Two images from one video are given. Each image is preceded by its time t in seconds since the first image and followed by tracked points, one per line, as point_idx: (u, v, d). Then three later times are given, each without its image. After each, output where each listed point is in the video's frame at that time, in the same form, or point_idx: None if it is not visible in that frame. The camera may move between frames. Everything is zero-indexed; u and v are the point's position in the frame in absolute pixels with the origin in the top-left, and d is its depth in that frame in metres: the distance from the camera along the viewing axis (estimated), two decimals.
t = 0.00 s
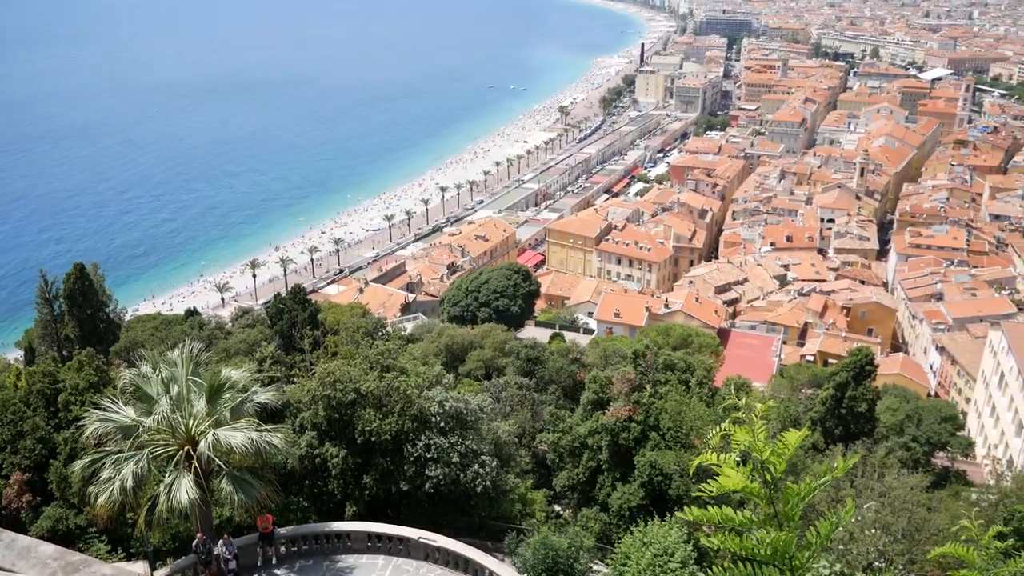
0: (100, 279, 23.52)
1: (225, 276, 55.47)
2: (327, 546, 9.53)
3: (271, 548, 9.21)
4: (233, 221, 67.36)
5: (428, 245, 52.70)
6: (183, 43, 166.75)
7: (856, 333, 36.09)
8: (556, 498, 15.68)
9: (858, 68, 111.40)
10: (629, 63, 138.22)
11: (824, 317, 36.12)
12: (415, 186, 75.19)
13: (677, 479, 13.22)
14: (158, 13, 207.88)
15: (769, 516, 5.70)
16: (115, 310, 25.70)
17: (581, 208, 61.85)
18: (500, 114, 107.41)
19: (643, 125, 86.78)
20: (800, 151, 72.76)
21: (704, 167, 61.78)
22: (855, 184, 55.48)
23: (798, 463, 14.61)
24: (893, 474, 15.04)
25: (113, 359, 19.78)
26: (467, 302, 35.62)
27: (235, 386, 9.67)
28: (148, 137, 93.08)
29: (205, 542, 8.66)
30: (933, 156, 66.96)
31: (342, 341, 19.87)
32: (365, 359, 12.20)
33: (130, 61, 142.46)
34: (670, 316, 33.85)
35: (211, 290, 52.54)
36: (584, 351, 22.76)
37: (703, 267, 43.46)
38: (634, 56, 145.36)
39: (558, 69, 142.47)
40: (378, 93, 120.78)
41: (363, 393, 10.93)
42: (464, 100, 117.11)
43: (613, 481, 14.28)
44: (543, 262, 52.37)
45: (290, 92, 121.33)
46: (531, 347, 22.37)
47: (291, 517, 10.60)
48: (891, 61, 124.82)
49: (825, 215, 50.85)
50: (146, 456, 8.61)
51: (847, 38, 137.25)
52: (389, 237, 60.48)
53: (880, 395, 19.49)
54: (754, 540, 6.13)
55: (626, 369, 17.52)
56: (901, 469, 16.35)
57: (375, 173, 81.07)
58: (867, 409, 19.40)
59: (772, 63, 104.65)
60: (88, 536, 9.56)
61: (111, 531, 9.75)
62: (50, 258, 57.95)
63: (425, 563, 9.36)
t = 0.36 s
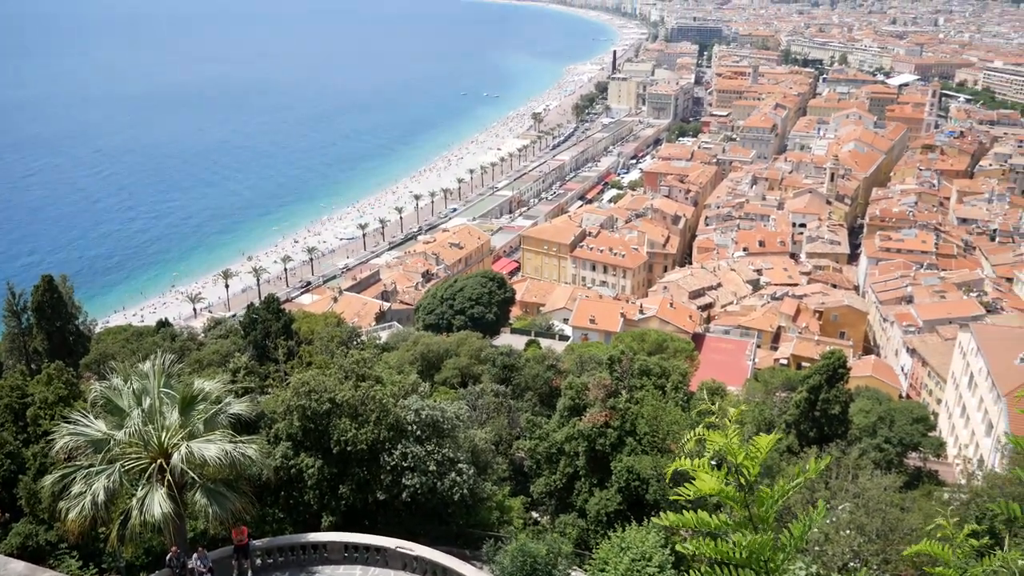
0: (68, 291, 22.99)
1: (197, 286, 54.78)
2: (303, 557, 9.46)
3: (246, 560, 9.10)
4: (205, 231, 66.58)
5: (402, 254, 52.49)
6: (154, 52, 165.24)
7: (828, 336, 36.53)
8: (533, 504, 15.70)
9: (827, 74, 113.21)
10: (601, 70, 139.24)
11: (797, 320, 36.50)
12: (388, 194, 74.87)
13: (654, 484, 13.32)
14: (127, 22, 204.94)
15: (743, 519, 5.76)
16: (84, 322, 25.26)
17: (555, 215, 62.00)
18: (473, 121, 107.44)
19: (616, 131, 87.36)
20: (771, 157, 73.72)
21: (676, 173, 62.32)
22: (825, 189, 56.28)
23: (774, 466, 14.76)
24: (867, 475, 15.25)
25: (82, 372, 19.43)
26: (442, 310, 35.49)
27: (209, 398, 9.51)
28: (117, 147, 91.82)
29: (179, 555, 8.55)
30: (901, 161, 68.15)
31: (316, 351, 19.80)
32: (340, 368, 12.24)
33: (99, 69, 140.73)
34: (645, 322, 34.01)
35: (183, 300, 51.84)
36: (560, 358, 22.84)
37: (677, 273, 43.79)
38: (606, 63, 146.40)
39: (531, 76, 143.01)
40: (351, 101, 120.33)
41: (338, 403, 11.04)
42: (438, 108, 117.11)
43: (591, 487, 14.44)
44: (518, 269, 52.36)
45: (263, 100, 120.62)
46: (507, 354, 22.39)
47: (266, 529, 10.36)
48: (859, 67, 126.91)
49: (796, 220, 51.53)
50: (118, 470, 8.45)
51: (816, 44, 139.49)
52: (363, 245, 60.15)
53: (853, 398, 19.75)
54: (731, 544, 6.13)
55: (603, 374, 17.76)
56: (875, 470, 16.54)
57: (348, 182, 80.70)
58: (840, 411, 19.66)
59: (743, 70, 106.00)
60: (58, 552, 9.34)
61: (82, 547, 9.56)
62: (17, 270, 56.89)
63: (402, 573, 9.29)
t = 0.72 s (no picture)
0: (40, 303, 22.55)
1: (170, 297, 54.10)
2: (283, 567, 9.67)
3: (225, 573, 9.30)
4: (177, 241, 65.70)
5: (378, 261, 52.24)
6: (125, 62, 163.39)
7: (803, 338, 36.91)
8: (513, 510, 15.97)
9: (799, 79, 114.72)
10: (575, 76, 140.01)
11: (772, 323, 36.85)
12: (363, 201, 74.53)
13: (633, 488, 13.56)
14: (99, 32, 204.18)
15: (724, 521, 5.79)
16: (57, 333, 24.87)
17: (531, 220, 62.09)
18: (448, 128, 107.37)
19: (591, 137, 87.87)
20: (744, 161, 74.54)
21: (651, 178, 62.77)
22: (798, 192, 56.95)
23: (751, 468, 14.94)
24: (844, 476, 15.44)
25: (55, 385, 19.10)
26: (419, 317, 35.38)
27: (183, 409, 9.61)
28: (87, 156, 90.51)
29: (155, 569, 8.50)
30: (872, 164, 69.21)
31: (292, 360, 19.75)
32: (317, 376, 12.62)
33: (67, 79, 138.69)
34: (622, 326, 34.14)
35: (156, 311, 51.14)
36: (539, 363, 22.89)
37: (653, 277, 44.09)
38: (580, 69, 147.25)
39: (505, 82, 143.36)
40: (325, 109, 119.71)
41: (315, 412, 11.43)
42: (413, 115, 116.95)
43: (570, 492, 14.74)
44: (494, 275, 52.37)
45: (236, 109, 119.65)
46: (485, 360, 22.39)
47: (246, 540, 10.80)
48: (830, 72, 128.87)
49: (770, 223, 52.11)
50: (92, 483, 8.57)
51: (787, 49, 141.42)
52: (339, 253, 59.75)
53: (828, 398, 19.98)
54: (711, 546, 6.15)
55: (580, 379, 18.07)
56: (851, 470, 16.75)
57: (323, 189, 80.26)
58: (816, 412, 19.88)
59: (715, 75, 107.14)
60: (32, 569, 9.25)
61: (56, 562, 9.51)
62: None
63: None
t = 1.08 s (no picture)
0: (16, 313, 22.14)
1: (150, 306, 53.48)
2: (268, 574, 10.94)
3: None
4: (156, 249, 64.97)
5: (360, 267, 51.98)
6: (100, 70, 161.48)
7: (783, 339, 37.23)
8: (498, 514, 16.73)
9: (776, 82, 115.75)
10: (554, 80, 140.41)
11: (753, 324, 37.15)
12: (344, 207, 74.19)
13: (617, 491, 14.53)
14: (72, 42, 201.77)
15: (716, 520, 5.79)
16: (35, 345, 24.50)
17: (513, 225, 62.13)
18: (428, 133, 107.19)
19: (571, 141, 88.24)
20: (724, 163, 75.06)
21: (631, 181, 63.06)
22: (778, 194, 57.43)
23: (735, 470, 15.13)
24: (827, 475, 15.62)
25: (34, 396, 18.82)
26: (401, 323, 35.26)
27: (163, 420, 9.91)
28: (62, 166, 89.23)
29: None
30: (850, 165, 69.97)
31: (275, 367, 19.72)
32: (301, 386, 13.97)
33: (40, 89, 136.72)
34: (605, 329, 34.24)
35: (135, 320, 50.53)
36: (522, 367, 22.84)
37: (634, 279, 44.29)
38: (559, 74, 147.70)
39: (485, 88, 143.40)
40: (304, 116, 119.07)
41: (298, 420, 12.73)
42: (393, 121, 116.68)
43: (555, 496, 15.60)
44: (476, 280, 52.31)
45: (213, 117, 118.58)
46: (467, 365, 22.31)
47: (229, 550, 12.09)
48: (806, 75, 130.09)
49: (750, 225, 52.51)
50: (72, 496, 8.76)
51: (764, 52, 142.78)
52: (319, 259, 59.34)
53: (810, 399, 20.23)
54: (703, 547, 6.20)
55: (564, 382, 18.31)
56: (834, 470, 16.90)
57: (303, 196, 79.77)
58: (798, 412, 20.11)
59: (694, 78, 107.89)
60: None
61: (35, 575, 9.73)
62: None
63: None
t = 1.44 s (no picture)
0: None
1: (131, 314, 52.92)
2: None
3: None
4: (136, 258, 64.32)
5: (342, 273, 51.73)
6: (77, 78, 159.92)
7: (766, 339, 37.44)
8: (484, 519, 16.86)
9: (755, 83, 116.77)
10: (535, 83, 140.78)
11: (736, 325, 37.37)
12: (325, 213, 73.86)
13: (603, 494, 14.67)
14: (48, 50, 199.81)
15: (709, 522, 5.79)
16: (14, 355, 24.23)
17: (495, 229, 62.13)
18: (409, 138, 107.04)
19: (552, 144, 88.47)
20: (705, 165, 75.54)
21: (613, 184, 63.34)
22: (759, 195, 57.85)
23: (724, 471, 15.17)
24: (812, 475, 15.76)
25: (12, 406, 18.57)
26: (385, 328, 35.12)
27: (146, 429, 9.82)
28: (39, 174, 88.23)
29: None
30: (829, 165, 70.67)
31: (257, 375, 19.62)
32: (284, 393, 13.92)
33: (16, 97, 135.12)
34: (588, 332, 34.28)
35: (116, 329, 49.99)
36: (506, 371, 22.80)
37: (617, 282, 44.45)
38: (540, 78, 148.10)
39: (466, 92, 143.47)
40: (284, 122, 118.46)
41: (282, 427, 12.76)
42: (374, 126, 116.47)
43: (541, 499, 15.75)
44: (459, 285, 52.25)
45: (193, 123, 117.69)
46: (452, 370, 22.23)
47: (213, 559, 12.01)
48: (785, 77, 131.40)
49: (732, 226, 52.84)
50: (53, 508, 8.61)
51: (743, 54, 144.05)
52: (301, 266, 58.95)
53: (793, 398, 20.42)
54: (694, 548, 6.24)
55: (549, 385, 18.37)
56: (818, 470, 17.00)
57: (284, 202, 79.32)
58: (782, 412, 20.31)
59: (674, 81, 108.67)
60: None
61: None
62: None
63: None
